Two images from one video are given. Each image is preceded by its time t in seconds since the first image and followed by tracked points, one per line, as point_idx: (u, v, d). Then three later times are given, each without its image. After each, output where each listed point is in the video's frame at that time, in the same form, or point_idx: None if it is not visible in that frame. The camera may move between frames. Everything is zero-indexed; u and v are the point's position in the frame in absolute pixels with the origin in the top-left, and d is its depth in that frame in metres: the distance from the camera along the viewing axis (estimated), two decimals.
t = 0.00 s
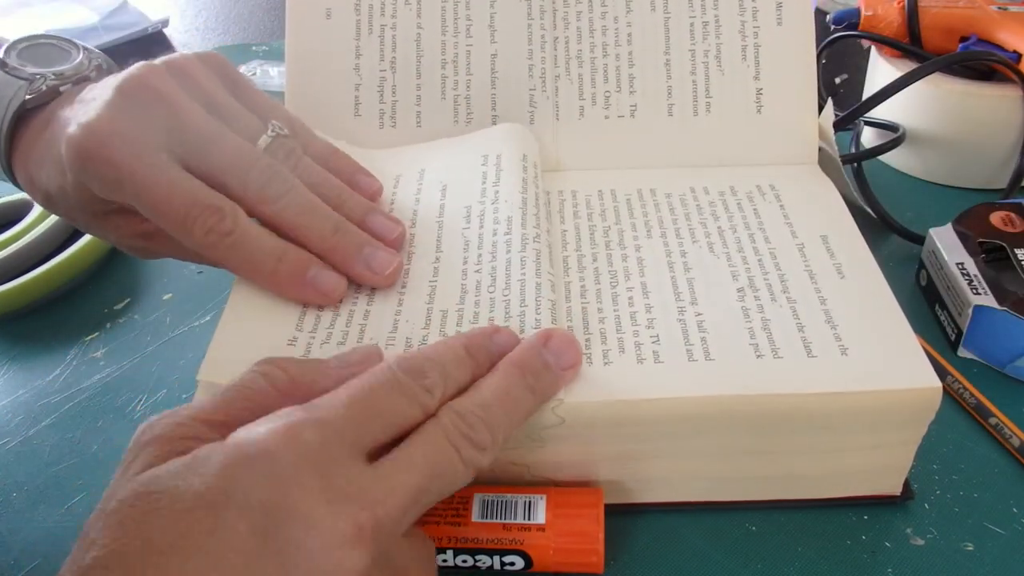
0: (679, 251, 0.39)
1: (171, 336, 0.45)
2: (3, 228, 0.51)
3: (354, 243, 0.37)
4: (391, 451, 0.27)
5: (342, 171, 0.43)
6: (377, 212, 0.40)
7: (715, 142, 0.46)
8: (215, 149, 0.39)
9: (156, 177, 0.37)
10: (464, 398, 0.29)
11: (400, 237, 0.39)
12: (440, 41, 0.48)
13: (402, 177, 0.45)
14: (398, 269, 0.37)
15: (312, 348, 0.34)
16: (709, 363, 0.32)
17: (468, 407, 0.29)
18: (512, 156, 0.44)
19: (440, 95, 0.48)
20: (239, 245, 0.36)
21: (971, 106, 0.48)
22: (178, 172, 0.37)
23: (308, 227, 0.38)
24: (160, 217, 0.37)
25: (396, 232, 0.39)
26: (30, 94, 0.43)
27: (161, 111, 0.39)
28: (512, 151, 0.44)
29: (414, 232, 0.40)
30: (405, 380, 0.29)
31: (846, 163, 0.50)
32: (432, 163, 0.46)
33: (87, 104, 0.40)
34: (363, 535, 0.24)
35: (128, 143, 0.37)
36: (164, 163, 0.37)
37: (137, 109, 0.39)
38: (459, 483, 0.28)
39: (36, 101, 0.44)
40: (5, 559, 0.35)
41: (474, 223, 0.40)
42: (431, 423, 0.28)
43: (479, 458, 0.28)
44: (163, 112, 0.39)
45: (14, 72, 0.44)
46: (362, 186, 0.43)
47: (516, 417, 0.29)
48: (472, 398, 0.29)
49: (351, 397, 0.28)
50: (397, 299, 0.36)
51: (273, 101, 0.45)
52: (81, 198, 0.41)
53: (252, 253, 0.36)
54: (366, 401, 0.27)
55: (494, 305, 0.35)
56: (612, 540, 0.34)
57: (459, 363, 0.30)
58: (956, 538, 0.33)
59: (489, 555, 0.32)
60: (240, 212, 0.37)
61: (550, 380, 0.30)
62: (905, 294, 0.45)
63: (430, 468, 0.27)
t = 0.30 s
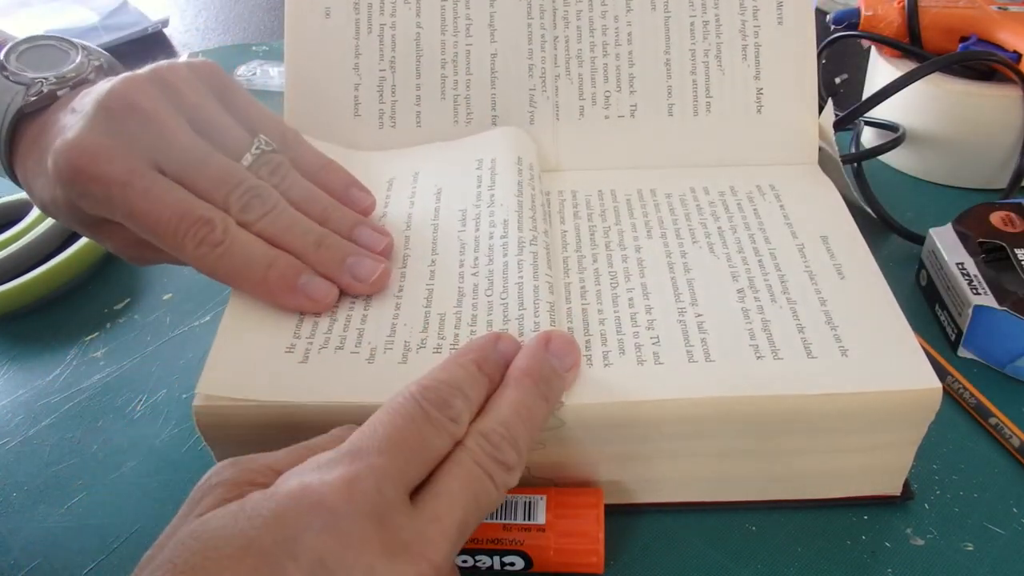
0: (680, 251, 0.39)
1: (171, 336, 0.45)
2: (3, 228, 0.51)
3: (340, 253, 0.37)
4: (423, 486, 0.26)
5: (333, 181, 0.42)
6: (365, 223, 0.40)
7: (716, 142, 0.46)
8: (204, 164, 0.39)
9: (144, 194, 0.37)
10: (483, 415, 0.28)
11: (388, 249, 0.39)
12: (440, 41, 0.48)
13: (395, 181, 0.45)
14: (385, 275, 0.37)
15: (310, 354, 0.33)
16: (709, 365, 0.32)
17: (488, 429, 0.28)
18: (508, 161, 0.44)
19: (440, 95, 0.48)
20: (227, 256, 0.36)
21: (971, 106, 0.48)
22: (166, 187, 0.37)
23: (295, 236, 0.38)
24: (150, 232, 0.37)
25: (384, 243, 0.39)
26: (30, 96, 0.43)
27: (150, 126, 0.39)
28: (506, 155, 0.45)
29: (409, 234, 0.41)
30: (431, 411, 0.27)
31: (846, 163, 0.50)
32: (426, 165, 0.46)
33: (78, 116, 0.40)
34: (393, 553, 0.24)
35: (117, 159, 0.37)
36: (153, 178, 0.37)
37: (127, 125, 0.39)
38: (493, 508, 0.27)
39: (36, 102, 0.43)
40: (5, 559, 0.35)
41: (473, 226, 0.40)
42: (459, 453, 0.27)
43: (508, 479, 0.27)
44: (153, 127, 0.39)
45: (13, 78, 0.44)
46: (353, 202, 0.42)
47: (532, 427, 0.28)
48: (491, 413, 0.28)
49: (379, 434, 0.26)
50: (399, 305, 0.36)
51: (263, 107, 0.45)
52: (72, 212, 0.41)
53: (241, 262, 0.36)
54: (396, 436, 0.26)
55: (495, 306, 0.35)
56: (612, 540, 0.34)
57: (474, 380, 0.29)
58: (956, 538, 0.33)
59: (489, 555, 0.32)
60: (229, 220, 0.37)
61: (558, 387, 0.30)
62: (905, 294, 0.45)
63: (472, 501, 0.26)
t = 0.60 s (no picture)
0: (679, 251, 0.39)
1: (171, 336, 0.45)
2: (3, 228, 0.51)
3: (338, 256, 0.37)
4: (421, 485, 0.26)
5: (333, 182, 0.43)
6: (363, 227, 0.40)
7: (716, 142, 0.46)
8: (202, 166, 0.39)
9: (143, 198, 0.37)
10: (483, 416, 0.28)
11: (388, 253, 0.39)
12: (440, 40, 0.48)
13: (394, 183, 0.45)
14: (384, 278, 0.37)
15: (310, 356, 0.33)
16: (709, 366, 0.32)
17: (489, 429, 0.28)
18: (507, 162, 0.44)
19: (440, 95, 0.48)
20: (228, 258, 0.36)
21: (971, 106, 0.48)
22: (166, 190, 0.37)
23: (294, 239, 0.38)
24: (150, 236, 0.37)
25: (383, 247, 0.39)
26: (30, 99, 0.43)
27: (148, 129, 0.39)
28: (504, 157, 0.45)
29: (408, 236, 0.41)
30: (430, 410, 0.27)
31: (846, 163, 0.50)
32: (424, 168, 0.46)
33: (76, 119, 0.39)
34: (393, 551, 0.24)
35: (115, 163, 0.37)
36: (151, 182, 0.37)
37: (124, 129, 0.38)
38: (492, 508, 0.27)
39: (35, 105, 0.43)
40: (5, 559, 0.35)
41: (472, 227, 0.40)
42: (458, 452, 0.27)
43: (507, 480, 0.27)
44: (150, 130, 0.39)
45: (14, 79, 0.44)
46: (351, 207, 0.42)
47: (532, 428, 0.28)
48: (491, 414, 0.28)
49: (378, 432, 0.26)
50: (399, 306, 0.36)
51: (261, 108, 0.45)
52: (72, 214, 0.41)
53: (241, 265, 0.36)
54: (395, 434, 0.26)
55: (495, 307, 0.35)
56: (612, 540, 0.34)
57: (474, 381, 0.29)
58: (956, 538, 0.33)
59: (489, 555, 0.32)
60: (228, 224, 0.37)
61: (557, 388, 0.30)
62: (905, 294, 0.45)
63: (470, 502, 0.26)
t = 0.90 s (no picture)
0: (679, 251, 0.39)
1: (171, 335, 0.45)
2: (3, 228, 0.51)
3: (336, 258, 0.37)
4: (419, 484, 0.26)
5: (333, 182, 0.43)
6: (363, 229, 0.40)
7: (715, 141, 0.46)
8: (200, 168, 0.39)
9: (143, 201, 0.37)
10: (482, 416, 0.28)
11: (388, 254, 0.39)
12: (440, 40, 0.48)
13: (393, 185, 0.45)
14: (382, 279, 0.37)
15: (309, 357, 0.33)
16: (709, 366, 0.32)
17: (487, 428, 0.28)
18: (506, 163, 0.44)
19: (440, 95, 0.48)
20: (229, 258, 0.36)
21: (971, 106, 0.47)
22: (166, 192, 0.37)
23: (293, 239, 0.38)
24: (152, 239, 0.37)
25: (383, 248, 0.39)
26: (29, 100, 0.43)
27: (148, 132, 0.39)
28: (503, 158, 0.45)
29: (408, 237, 0.41)
30: (429, 409, 0.27)
31: (846, 163, 0.50)
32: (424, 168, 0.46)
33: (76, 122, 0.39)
34: (394, 551, 0.24)
35: (115, 166, 0.37)
36: (151, 185, 0.37)
37: (123, 133, 0.38)
38: (491, 509, 0.27)
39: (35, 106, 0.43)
40: (4, 559, 0.35)
41: (472, 227, 0.40)
42: (457, 452, 0.27)
43: (506, 479, 0.27)
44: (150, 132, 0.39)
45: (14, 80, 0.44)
46: (351, 208, 0.42)
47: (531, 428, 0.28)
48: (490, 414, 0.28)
49: (377, 430, 0.26)
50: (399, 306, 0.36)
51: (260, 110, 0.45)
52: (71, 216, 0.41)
53: (242, 265, 0.36)
54: (394, 432, 0.26)
55: (494, 308, 0.35)
56: (612, 540, 0.34)
57: (473, 381, 0.29)
58: (957, 538, 0.33)
59: (489, 556, 0.32)
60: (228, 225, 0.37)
61: (557, 389, 0.30)
62: (905, 294, 0.45)
63: (469, 501, 0.26)
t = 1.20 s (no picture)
0: (679, 251, 0.39)
1: (171, 335, 0.45)
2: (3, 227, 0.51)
3: (339, 258, 0.37)
4: (410, 478, 0.26)
5: (333, 182, 0.43)
6: (364, 228, 0.40)
7: (714, 141, 0.47)
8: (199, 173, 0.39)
9: (142, 208, 0.37)
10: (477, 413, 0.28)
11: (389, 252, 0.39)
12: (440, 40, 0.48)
13: (393, 185, 0.45)
14: (385, 278, 0.37)
15: (309, 358, 0.34)
16: (709, 366, 0.32)
17: (481, 426, 0.28)
18: (506, 163, 0.44)
19: (440, 95, 0.48)
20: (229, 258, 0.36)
21: (971, 106, 0.47)
22: (165, 201, 0.37)
23: (294, 239, 0.38)
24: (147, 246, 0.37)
25: (384, 247, 0.39)
26: (14, 86, 0.43)
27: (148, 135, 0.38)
28: (503, 158, 0.45)
29: (408, 237, 0.41)
30: (419, 406, 0.27)
31: (845, 163, 0.50)
32: (425, 168, 0.46)
33: (77, 125, 0.39)
34: (394, 551, 0.24)
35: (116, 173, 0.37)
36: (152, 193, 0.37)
37: (124, 136, 0.38)
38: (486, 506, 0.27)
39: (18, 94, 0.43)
40: (4, 559, 0.34)
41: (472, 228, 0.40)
42: (448, 448, 0.27)
43: (499, 476, 0.27)
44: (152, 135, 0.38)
45: None
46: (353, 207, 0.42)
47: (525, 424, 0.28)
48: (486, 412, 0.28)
49: (367, 425, 0.26)
50: (398, 305, 0.36)
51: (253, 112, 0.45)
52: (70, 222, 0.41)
53: (243, 267, 0.36)
54: (383, 428, 0.26)
55: (494, 309, 0.35)
56: (612, 540, 0.34)
57: (470, 380, 0.29)
58: (956, 538, 0.33)
59: (489, 555, 0.32)
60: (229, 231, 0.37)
61: (554, 388, 0.30)
62: (905, 294, 0.45)
63: (458, 495, 0.26)
